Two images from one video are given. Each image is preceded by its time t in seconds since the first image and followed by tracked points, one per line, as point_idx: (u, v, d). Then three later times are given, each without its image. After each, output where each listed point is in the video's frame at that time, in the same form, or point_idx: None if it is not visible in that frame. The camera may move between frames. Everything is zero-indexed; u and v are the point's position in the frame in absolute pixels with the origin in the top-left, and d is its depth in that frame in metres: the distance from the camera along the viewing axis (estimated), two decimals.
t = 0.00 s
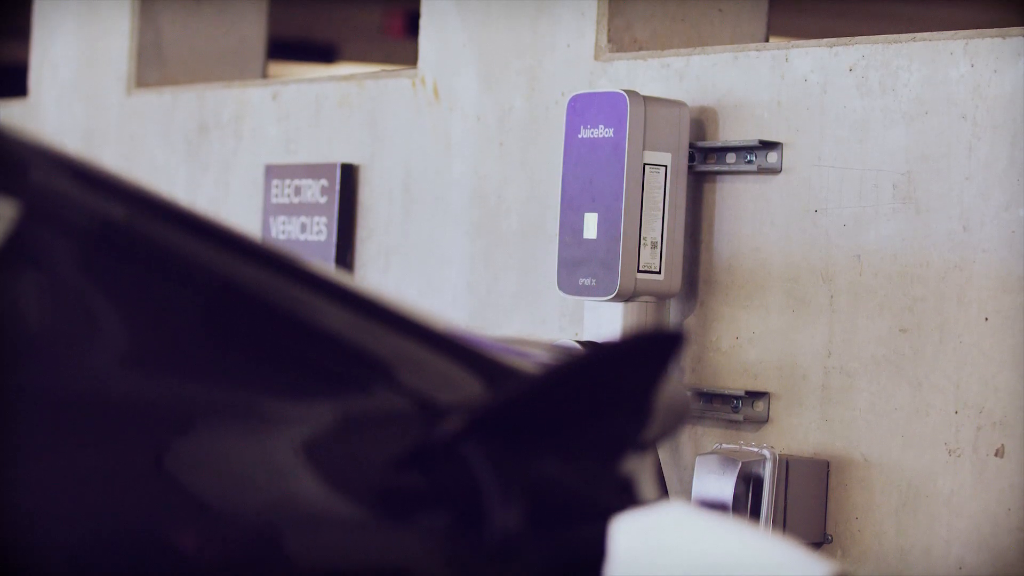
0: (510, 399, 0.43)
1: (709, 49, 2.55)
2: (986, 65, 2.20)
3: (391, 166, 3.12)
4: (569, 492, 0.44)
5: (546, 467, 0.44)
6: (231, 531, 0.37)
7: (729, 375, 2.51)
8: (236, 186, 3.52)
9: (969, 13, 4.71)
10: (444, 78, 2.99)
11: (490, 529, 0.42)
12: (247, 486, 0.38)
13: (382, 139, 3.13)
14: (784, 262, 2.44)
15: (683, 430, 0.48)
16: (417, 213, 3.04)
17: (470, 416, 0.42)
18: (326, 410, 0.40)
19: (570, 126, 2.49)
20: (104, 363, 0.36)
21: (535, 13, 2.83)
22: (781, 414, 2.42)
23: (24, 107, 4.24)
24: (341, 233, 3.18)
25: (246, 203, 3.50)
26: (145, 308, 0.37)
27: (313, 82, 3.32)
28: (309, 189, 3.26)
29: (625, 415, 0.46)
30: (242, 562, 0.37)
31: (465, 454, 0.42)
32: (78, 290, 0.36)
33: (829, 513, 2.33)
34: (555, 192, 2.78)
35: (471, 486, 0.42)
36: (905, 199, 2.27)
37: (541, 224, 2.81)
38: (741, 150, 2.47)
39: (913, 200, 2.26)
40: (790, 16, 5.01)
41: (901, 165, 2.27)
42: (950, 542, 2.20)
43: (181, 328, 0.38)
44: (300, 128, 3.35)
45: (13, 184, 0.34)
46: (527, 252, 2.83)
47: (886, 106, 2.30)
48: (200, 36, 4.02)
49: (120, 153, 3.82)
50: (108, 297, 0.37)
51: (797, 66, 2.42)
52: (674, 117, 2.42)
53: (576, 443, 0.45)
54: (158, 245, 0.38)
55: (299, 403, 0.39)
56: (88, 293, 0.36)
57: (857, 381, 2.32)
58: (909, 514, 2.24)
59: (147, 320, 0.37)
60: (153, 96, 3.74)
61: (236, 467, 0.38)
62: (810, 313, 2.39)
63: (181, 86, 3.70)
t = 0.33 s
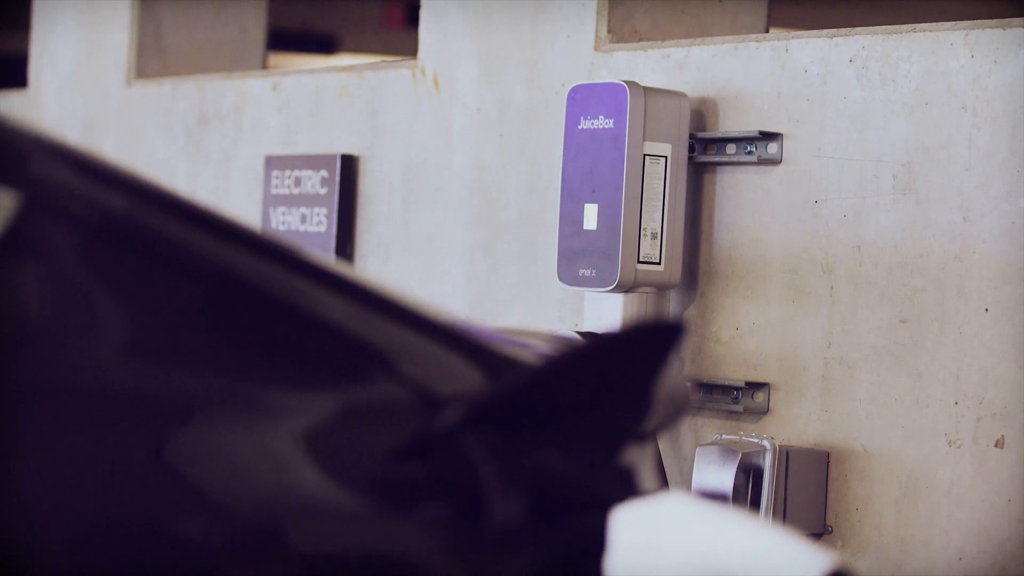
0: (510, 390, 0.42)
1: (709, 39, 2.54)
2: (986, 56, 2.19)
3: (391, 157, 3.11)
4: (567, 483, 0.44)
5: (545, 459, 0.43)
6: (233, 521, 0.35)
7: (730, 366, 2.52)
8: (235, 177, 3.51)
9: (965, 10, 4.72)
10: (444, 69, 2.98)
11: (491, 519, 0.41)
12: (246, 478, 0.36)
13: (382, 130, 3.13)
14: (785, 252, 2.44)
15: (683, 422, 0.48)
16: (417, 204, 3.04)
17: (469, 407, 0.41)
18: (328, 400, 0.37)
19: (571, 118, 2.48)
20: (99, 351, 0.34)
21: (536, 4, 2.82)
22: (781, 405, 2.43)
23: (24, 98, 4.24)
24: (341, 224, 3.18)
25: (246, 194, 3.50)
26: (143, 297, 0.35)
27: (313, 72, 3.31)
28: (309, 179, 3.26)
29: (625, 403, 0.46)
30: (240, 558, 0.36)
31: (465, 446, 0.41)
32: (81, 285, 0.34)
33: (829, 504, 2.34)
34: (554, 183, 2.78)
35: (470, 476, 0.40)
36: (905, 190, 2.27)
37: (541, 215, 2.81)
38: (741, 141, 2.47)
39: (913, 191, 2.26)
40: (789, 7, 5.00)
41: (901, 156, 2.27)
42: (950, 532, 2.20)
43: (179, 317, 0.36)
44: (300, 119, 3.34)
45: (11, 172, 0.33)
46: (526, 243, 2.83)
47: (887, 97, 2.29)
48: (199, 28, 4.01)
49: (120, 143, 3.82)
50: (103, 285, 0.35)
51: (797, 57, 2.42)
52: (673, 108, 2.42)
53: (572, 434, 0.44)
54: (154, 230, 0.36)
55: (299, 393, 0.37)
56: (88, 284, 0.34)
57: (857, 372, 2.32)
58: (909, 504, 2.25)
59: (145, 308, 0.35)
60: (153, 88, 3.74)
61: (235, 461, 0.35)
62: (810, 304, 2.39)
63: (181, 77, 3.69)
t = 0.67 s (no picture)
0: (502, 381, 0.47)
1: (709, 29, 2.53)
2: (986, 46, 2.19)
3: (391, 147, 3.10)
4: (564, 470, 0.48)
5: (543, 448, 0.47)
6: (238, 503, 0.40)
7: (730, 356, 2.51)
8: (235, 168, 3.51)
9: (966, 2, 4.70)
10: (444, 59, 2.98)
11: (492, 505, 0.46)
12: (248, 465, 0.41)
13: (383, 119, 3.12)
14: (785, 243, 2.43)
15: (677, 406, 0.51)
16: (417, 194, 3.03)
17: (468, 397, 0.46)
18: (329, 389, 0.43)
19: (571, 107, 2.48)
20: (101, 339, 0.40)
21: None
22: (781, 395, 2.43)
23: (25, 89, 4.22)
24: (341, 214, 3.17)
25: (246, 185, 3.49)
26: (150, 293, 0.41)
27: (314, 63, 3.30)
28: (309, 169, 3.25)
29: (624, 392, 0.49)
30: (247, 543, 0.40)
31: (466, 434, 0.46)
32: (88, 281, 0.40)
33: (830, 494, 2.34)
34: (554, 173, 2.78)
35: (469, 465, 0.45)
36: (905, 180, 2.27)
37: (541, 205, 2.80)
38: (741, 131, 2.46)
39: (912, 181, 2.26)
40: None
41: (901, 146, 2.27)
42: (950, 523, 2.20)
43: (183, 311, 0.41)
44: (300, 109, 3.33)
45: (12, 159, 0.39)
46: (527, 233, 2.83)
47: (887, 87, 2.29)
48: (199, 18, 4.00)
49: (121, 134, 3.81)
50: (107, 278, 0.40)
51: (797, 48, 2.41)
52: (673, 98, 2.41)
53: (567, 426, 0.48)
54: (152, 221, 0.41)
55: (299, 383, 0.43)
56: (90, 274, 0.40)
57: (857, 362, 2.32)
58: (909, 495, 2.25)
59: (154, 300, 0.41)
60: (154, 78, 3.73)
61: (240, 448, 0.41)
62: (811, 295, 2.39)
63: (181, 67, 3.68)
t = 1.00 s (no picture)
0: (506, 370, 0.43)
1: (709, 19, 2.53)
2: (986, 36, 2.18)
3: (391, 136, 3.10)
4: (566, 460, 0.44)
5: (543, 437, 0.44)
6: (235, 497, 0.36)
7: (729, 345, 2.51)
8: (235, 157, 3.50)
9: None
10: (444, 48, 2.97)
11: (492, 497, 0.42)
12: (245, 456, 0.37)
13: (383, 109, 3.11)
14: (784, 232, 2.43)
15: (682, 400, 0.48)
16: (417, 184, 3.03)
17: (469, 385, 0.42)
18: (327, 378, 0.39)
19: (570, 97, 2.47)
20: (102, 331, 0.36)
21: None
22: (781, 384, 2.43)
23: (24, 78, 4.21)
24: (342, 204, 3.16)
25: (246, 174, 3.48)
26: (147, 281, 0.37)
27: (313, 52, 3.29)
28: (309, 159, 3.24)
29: (624, 376, 0.46)
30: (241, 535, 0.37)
31: (465, 423, 0.42)
32: (85, 267, 0.36)
33: (829, 483, 2.34)
34: (555, 163, 2.77)
35: (471, 456, 0.41)
36: (905, 170, 2.26)
37: (542, 195, 2.80)
38: (741, 120, 2.46)
39: (913, 170, 2.25)
40: None
41: (901, 136, 2.26)
42: (950, 512, 2.21)
43: (179, 295, 0.37)
44: (300, 98, 3.33)
45: (14, 153, 0.35)
46: (527, 223, 2.82)
47: (887, 77, 2.29)
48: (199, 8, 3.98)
49: (120, 123, 3.80)
50: (102, 262, 0.36)
51: (797, 37, 2.41)
52: (673, 88, 2.41)
53: (575, 414, 0.45)
54: (150, 211, 0.37)
55: (298, 370, 0.38)
56: (89, 265, 0.36)
57: (857, 352, 2.32)
58: (909, 484, 2.25)
59: (149, 287, 0.37)
60: (154, 68, 3.72)
61: (236, 438, 0.36)
62: (811, 284, 2.39)
63: (180, 57, 3.67)
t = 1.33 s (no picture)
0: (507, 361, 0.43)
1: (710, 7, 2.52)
2: (986, 25, 2.18)
3: (391, 125, 3.09)
4: (566, 447, 0.44)
5: (544, 426, 0.44)
6: (235, 486, 0.36)
7: (729, 334, 2.51)
8: (235, 146, 3.50)
9: None
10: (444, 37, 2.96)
11: (492, 485, 0.42)
12: (245, 445, 0.37)
13: (383, 98, 3.11)
14: (784, 221, 2.43)
15: (682, 388, 0.48)
16: (417, 173, 3.02)
17: (469, 374, 0.42)
18: (327, 368, 0.39)
19: (571, 86, 2.46)
20: (101, 321, 0.35)
21: None
22: (781, 373, 2.43)
23: (23, 67, 4.19)
24: (342, 193, 3.15)
25: (246, 163, 3.48)
26: (146, 270, 0.37)
27: (313, 41, 3.29)
28: (309, 148, 3.23)
29: (625, 363, 0.46)
30: (240, 527, 0.36)
31: (464, 412, 0.42)
32: (84, 256, 0.36)
33: (829, 473, 2.34)
34: (554, 152, 2.77)
35: (470, 444, 0.42)
36: (905, 158, 2.26)
37: (541, 183, 2.80)
38: (741, 109, 2.45)
39: (913, 159, 2.25)
40: None
41: (901, 125, 2.26)
42: (950, 501, 2.21)
43: (180, 283, 0.37)
44: (300, 88, 3.32)
45: (15, 143, 0.35)
46: (527, 212, 2.82)
47: (887, 66, 2.28)
48: None
49: (120, 112, 3.81)
50: (101, 252, 0.36)
51: (797, 26, 2.40)
52: (674, 76, 2.40)
53: (574, 403, 0.45)
54: (151, 199, 0.37)
55: (298, 360, 0.38)
56: (89, 254, 0.36)
57: (857, 341, 2.32)
58: (909, 473, 2.25)
59: (148, 276, 0.37)
60: (154, 57, 3.71)
61: (236, 426, 0.36)
62: (811, 273, 2.39)
63: (180, 45, 3.66)
